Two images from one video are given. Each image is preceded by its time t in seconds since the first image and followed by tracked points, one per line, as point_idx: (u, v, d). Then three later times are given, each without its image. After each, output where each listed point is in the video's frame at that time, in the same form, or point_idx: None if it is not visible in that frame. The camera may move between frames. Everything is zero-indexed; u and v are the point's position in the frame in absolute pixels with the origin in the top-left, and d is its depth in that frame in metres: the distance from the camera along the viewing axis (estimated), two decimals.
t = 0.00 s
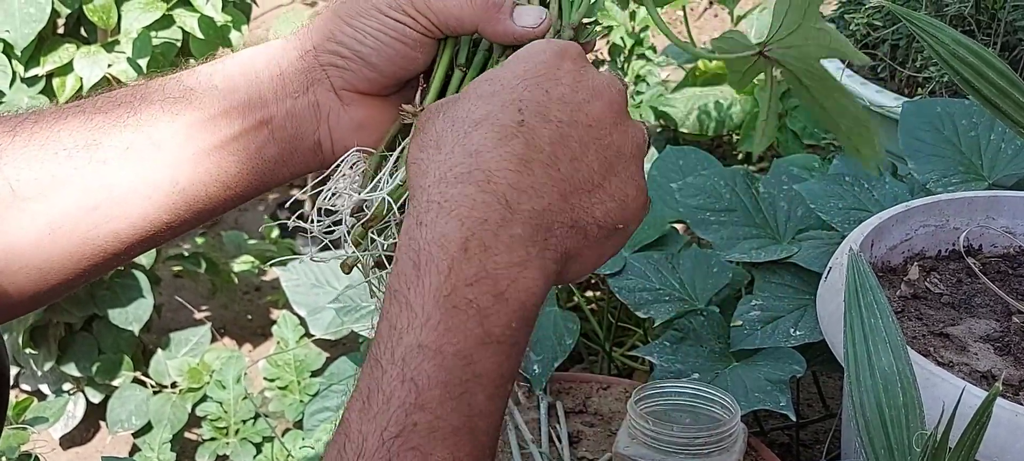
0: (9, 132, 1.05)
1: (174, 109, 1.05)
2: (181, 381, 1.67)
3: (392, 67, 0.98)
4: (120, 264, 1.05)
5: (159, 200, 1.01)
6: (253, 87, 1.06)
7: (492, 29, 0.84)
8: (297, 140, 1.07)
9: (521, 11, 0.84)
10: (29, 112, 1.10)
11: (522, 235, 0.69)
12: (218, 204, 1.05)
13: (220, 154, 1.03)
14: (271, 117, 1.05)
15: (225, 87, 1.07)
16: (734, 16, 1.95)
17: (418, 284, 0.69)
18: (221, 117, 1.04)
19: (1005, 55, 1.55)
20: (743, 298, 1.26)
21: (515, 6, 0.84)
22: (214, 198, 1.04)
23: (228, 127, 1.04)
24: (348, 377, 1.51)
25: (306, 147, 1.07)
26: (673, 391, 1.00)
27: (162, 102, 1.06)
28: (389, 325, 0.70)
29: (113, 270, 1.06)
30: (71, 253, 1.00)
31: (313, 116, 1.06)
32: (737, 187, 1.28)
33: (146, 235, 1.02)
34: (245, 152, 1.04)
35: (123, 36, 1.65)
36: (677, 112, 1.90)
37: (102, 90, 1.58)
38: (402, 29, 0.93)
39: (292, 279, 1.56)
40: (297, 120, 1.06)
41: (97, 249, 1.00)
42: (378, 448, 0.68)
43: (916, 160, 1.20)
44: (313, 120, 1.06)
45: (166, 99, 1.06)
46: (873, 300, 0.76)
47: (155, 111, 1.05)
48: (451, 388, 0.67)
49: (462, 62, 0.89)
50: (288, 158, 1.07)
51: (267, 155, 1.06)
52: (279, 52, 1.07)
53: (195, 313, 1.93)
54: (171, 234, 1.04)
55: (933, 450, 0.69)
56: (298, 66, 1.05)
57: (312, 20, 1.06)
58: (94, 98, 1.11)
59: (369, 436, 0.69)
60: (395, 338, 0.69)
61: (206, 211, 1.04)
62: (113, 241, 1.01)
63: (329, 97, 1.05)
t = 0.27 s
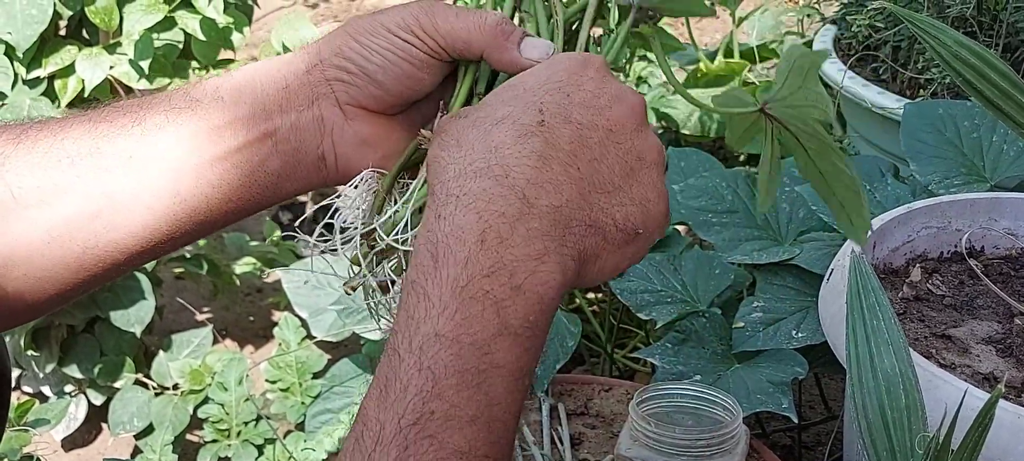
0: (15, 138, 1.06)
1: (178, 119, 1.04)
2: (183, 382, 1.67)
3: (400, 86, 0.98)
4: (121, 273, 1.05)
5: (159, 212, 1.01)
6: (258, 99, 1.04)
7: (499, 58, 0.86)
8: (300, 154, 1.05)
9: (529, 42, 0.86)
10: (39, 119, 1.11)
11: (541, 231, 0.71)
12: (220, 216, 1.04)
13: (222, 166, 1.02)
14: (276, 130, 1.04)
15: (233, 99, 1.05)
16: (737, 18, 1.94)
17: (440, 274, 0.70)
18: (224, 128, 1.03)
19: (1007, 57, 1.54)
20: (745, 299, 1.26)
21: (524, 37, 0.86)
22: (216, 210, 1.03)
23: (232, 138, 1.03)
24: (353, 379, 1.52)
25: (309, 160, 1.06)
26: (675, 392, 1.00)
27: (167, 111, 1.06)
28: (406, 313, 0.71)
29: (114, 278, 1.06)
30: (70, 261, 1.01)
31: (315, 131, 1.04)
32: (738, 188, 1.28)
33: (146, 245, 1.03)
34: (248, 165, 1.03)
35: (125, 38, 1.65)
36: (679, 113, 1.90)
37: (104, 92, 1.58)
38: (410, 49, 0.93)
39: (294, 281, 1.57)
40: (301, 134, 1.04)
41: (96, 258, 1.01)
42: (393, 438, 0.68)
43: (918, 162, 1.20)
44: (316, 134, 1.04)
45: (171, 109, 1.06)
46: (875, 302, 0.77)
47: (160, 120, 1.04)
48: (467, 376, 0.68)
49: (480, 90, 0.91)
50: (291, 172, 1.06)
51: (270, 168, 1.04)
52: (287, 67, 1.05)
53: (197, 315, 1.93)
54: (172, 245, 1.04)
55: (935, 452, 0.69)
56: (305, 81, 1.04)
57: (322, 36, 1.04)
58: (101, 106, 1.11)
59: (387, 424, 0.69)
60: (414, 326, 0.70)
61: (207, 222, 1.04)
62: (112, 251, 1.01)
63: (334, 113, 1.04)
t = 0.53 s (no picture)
0: (24, 142, 1.07)
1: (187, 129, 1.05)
2: (184, 381, 1.67)
3: (410, 103, 0.96)
4: (125, 281, 1.05)
5: (164, 220, 1.02)
6: (267, 111, 1.04)
7: (502, 88, 0.81)
8: (305, 166, 1.04)
9: (534, 76, 0.80)
10: (50, 125, 1.11)
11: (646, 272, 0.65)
12: (225, 227, 1.05)
13: (228, 177, 1.03)
14: (284, 141, 1.03)
15: (243, 112, 1.05)
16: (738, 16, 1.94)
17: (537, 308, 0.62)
18: (231, 139, 1.04)
19: (1010, 56, 1.54)
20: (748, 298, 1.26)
21: (532, 71, 0.80)
22: (220, 221, 1.04)
23: (238, 148, 1.03)
24: (353, 378, 1.53)
25: (314, 172, 1.05)
26: (678, 391, 1.00)
27: (177, 121, 1.06)
28: (502, 351, 0.64)
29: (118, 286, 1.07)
30: (73, 269, 1.01)
31: (322, 144, 1.03)
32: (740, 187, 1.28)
33: (149, 254, 1.03)
34: (253, 176, 1.04)
35: (127, 37, 1.65)
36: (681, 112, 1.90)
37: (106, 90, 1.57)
38: (422, 66, 0.92)
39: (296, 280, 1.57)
40: (308, 146, 1.03)
41: (100, 265, 1.02)
42: None
43: (920, 161, 1.20)
44: (323, 147, 1.03)
45: (181, 118, 1.07)
46: (879, 301, 0.76)
47: (168, 130, 1.05)
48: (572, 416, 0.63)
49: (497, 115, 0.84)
50: (296, 184, 1.05)
51: (277, 179, 1.04)
52: (298, 81, 1.04)
53: (198, 314, 1.93)
54: (175, 255, 1.04)
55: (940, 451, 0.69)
56: (315, 94, 1.03)
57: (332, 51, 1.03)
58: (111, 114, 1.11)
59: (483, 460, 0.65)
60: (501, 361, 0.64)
61: (210, 233, 1.04)
62: (115, 259, 1.02)
63: (341, 125, 1.02)
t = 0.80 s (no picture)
0: (29, 146, 1.06)
1: (196, 130, 1.04)
2: (185, 382, 1.67)
3: (420, 106, 0.99)
4: (132, 284, 1.04)
5: (173, 222, 1.00)
6: (276, 113, 1.04)
7: (506, 102, 0.86)
8: (315, 167, 1.04)
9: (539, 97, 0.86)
10: (54, 128, 1.10)
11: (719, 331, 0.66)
12: (233, 229, 1.04)
13: (235, 178, 1.02)
14: (293, 142, 1.04)
15: (252, 116, 1.05)
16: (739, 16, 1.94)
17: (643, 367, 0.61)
18: (240, 140, 1.03)
19: (1011, 56, 1.54)
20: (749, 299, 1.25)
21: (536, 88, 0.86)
22: (229, 222, 1.03)
23: (246, 149, 1.03)
24: (354, 379, 1.52)
25: (324, 175, 1.05)
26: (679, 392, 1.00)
27: (185, 123, 1.06)
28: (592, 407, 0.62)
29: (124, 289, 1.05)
30: (81, 271, 1.00)
31: (330, 145, 1.04)
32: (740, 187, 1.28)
33: (158, 256, 1.02)
34: (262, 178, 1.03)
35: (128, 37, 1.65)
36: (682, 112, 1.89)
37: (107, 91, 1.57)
38: (432, 70, 0.95)
39: (297, 280, 1.57)
40: (317, 147, 1.04)
41: (109, 268, 1.00)
42: None
43: (922, 161, 1.20)
44: (332, 149, 1.04)
45: (189, 121, 1.07)
46: (880, 302, 0.77)
47: (176, 132, 1.05)
48: None
49: (495, 124, 0.90)
50: (304, 186, 1.05)
51: (284, 181, 1.04)
52: (309, 85, 1.05)
53: (199, 314, 1.93)
54: (184, 257, 1.03)
55: (943, 452, 0.69)
56: (326, 96, 1.04)
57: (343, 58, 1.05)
58: (116, 119, 1.11)
59: None
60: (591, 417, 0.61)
61: (219, 235, 1.03)
62: (124, 261, 1.00)
63: (351, 127, 1.04)
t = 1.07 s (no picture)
0: (27, 134, 1.06)
1: (192, 113, 1.06)
2: (186, 381, 1.67)
3: (408, 77, 0.99)
4: (132, 265, 1.04)
5: (173, 198, 1.01)
6: (270, 89, 1.06)
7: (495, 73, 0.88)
8: (309, 141, 1.05)
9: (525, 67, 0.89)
10: (49, 121, 1.11)
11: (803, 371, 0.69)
12: (233, 209, 1.05)
13: (233, 156, 1.03)
14: (286, 117, 1.04)
15: (248, 93, 1.06)
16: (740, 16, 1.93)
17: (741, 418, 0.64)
18: (236, 118, 1.04)
19: (1013, 55, 1.54)
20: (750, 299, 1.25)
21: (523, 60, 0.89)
22: (229, 201, 1.04)
23: (242, 127, 1.04)
24: (355, 379, 1.53)
25: (317, 149, 1.05)
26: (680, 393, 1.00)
27: (182, 108, 1.07)
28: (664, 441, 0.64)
29: (125, 271, 1.05)
30: (82, 250, 0.99)
31: (325, 120, 1.04)
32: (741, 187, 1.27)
33: (159, 236, 1.02)
34: (259, 152, 1.03)
35: (129, 36, 1.65)
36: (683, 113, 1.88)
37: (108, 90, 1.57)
38: (422, 39, 0.96)
39: (298, 280, 1.57)
40: (312, 122, 1.04)
41: (110, 247, 1.00)
42: None
43: (923, 161, 1.20)
44: (326, 122, 1.04)
45: (185, 104, 1.08)
46: (884, 303, 0.77)
47: (174, 115, 1.06)
48: None
49: (479, 96, 0.93)
50: (299, 160, 1.05)
51: (280, 155, 1.04)
52: (303, 62, 1.07)
53: (200, 314, 1.93)
54: (184, 236, 1.04)
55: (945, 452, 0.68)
56: (320, 72, 1.05)
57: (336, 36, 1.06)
58: (113, 108, 1.12)
59: None
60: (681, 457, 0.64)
61: (219, 214, 1.04)
62: (125, 241, 1.00)
63: (344, 100, 1.04)
